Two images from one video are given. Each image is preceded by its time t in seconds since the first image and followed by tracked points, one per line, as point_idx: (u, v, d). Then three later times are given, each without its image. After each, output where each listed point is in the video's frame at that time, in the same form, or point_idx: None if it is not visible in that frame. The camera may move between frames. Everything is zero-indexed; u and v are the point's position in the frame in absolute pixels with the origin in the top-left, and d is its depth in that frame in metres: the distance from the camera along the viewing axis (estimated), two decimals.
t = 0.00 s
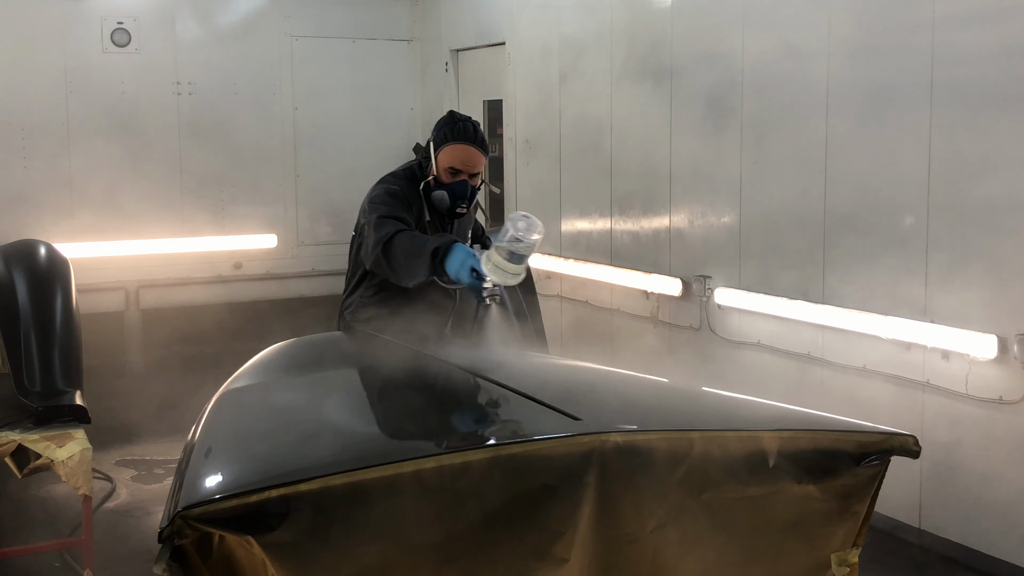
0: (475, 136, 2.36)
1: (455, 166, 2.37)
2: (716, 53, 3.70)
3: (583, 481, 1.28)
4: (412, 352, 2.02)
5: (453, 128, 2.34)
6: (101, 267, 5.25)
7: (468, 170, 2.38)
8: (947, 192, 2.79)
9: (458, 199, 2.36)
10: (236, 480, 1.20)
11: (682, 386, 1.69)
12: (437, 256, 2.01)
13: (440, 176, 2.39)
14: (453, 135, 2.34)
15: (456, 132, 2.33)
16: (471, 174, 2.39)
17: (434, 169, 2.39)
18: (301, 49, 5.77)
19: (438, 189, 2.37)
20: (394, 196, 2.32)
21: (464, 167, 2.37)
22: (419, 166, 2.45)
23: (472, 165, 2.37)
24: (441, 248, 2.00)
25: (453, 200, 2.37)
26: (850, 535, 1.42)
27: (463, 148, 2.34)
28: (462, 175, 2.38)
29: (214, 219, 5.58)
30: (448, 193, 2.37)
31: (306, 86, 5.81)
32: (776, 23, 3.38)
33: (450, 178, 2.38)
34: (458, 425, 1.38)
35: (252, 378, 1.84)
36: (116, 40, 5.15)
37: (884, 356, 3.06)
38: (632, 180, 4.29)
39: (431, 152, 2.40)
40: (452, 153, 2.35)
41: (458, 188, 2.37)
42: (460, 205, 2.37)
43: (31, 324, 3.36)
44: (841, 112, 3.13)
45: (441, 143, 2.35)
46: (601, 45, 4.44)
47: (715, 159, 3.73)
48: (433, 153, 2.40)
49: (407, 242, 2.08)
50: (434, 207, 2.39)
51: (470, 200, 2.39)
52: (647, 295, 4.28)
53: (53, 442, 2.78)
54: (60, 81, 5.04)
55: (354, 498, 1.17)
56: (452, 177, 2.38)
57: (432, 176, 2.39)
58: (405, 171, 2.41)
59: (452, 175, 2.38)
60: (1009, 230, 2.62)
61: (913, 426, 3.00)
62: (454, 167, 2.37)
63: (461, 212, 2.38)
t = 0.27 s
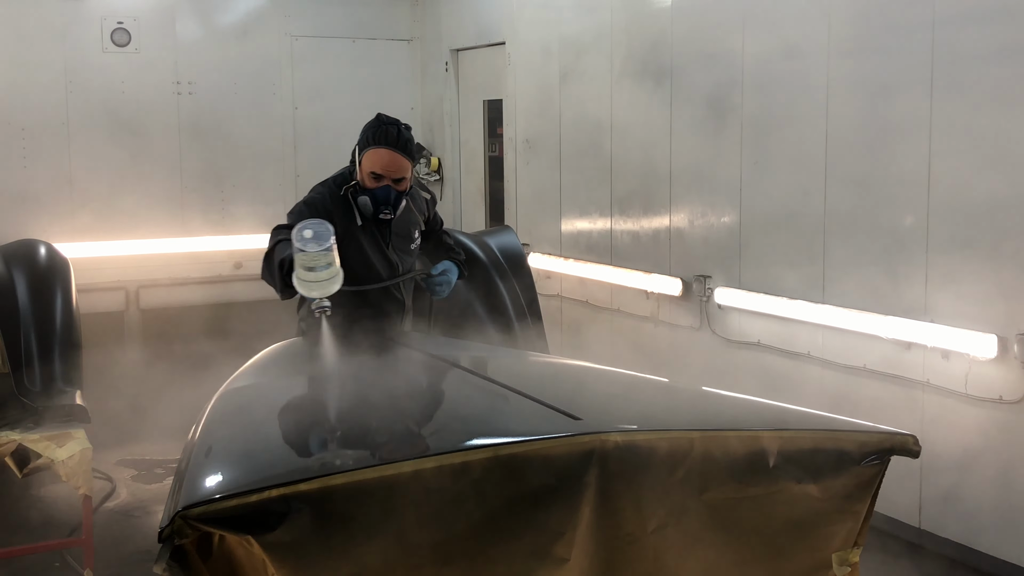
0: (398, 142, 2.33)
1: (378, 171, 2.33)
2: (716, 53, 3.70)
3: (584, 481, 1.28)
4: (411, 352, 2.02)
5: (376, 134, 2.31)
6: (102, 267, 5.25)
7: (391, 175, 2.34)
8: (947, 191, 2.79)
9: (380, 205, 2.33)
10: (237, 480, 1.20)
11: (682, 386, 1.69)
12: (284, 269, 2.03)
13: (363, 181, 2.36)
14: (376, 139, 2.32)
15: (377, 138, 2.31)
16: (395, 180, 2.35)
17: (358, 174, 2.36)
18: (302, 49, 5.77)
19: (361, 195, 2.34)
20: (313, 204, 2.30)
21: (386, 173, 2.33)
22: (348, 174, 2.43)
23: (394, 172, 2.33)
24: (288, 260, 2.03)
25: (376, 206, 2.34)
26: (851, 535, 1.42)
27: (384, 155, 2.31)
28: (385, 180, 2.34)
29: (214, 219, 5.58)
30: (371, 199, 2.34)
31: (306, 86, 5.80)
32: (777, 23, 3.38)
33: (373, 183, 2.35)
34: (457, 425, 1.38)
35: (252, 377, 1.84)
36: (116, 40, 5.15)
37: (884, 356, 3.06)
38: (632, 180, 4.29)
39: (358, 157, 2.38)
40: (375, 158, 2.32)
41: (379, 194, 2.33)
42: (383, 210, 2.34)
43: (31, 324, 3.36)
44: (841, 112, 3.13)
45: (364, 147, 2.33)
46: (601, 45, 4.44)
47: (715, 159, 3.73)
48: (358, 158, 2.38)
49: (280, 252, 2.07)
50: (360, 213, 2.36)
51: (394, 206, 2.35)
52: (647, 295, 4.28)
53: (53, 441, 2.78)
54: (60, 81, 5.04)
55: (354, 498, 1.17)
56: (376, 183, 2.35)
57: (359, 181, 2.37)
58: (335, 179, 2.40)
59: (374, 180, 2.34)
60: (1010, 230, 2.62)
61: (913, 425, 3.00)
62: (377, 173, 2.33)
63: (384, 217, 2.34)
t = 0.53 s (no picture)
0: (364, 143, 2.25)
1: (343, 173, 2.26)
2: (716, 52, 3.69)
3: (583, 481, 1.28)
4: (410, 351, 2.02)
5: (342, 135, 2.24)
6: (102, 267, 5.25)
7: (357, 178, 2.26)
8: (947, 191, 2.79)
9: (345, 208, 2.27)
10: (236, 480, 1.20)
11: (682, 386, 1.69)
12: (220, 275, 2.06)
13: (329, 183, 2.29)
14: (341, 141, 2.24)
15: (343, 139, 2.24)
16: (361, 182, 2.27)
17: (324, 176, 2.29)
18: (302, 49, 5.77)
19: (327, 197, 2.28)
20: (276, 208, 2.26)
21: (351, 176, 2.25)
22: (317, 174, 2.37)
23: (359, 174, 2.25)
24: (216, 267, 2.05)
25: (341, 208, 2.28)
26: (851, 535, 1.42)
27: (349, 156, 2.23)
28: (350, 183, 2.27)
29: (214, 219, 5.58)
30: (336, 202, 2.28)
31: (306, 86, 5.80)
32: (777, 22, 3.38)
33: (338, 186, 2.27)
34: (457, 425, 1.38)
35: (252, 376, 1.84)
36: (116, 39, 5.15)
37: (884, 356, 3.06)
38: (632, 180, 4.29)
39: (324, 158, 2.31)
40: (340, 160, 2.25)
41: (344, 197, 2.27)
42: (348, 214, 2.27)
43: (31, 324, 3.36)
44: (842, 112, 3.13)
45: (329, 148, 2.25)
46: (601, 45, 4.44)
47: (715, 159, 3.73)
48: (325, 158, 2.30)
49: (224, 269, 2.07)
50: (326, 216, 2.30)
51: (360, 208, 2.29)
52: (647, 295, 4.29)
53: (53, 441, 2.77)
54: (60, 80, 5.04)
55: (354, 498, 1.17)
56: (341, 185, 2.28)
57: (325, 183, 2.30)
58: (303, 181, 2.35)
59: (340, 183, 2.27)
60: (1010, 229, 2.62)
61: (913, 425, 3.00)
62: (342, 175, 2.26)
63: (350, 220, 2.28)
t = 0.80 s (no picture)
0: (399, 138, 2.36)
1: (378, 166, 2.37)
2: (716, 52, 3.69)
3: (583, 481, 1.28)
4: (409, 351, 2.02)
5: (376, 130, 2.35)
6: (101, 267, 5.25)
7: (392, 171, 2.37)
8: (946, 192, 2.79)
9: (380, 200, 2.37)
10: (237, 480, 1.20)
11: (682, 385, 1.69)
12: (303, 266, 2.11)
13: (364, 176, 2.39)
14: (377, 134, 2.35)
15: (376, 133, 2.34)
16: (396, 174, 2.38)
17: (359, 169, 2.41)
18: (301, 49, 5.77)
19: (360, 189, 2.38)
20: (310, 199, 2.36)
21: (386, 169, 2.36)
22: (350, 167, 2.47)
23: (395, 167, 2.36)
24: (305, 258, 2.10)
25: (375, 200, 2.38)
26: (850, 535, 1.43)
27: (383, 150, 2.35)
28: (384, 175, 2.38)
29: (214, 219, 5.58)
30: (371, 194, 2.38)
31: (306, 86, 5.81)
32: (777, 22, 3.38)
33: (373, 178, 2.39)
34: (458, 425, 1.38)
35: (253, 376, 1.84)
36: (116, 39, 5.15)
37: (884, 356, 3.06)
38: (632, 180, 4.29)
39: (359, 151, 2.42)
40: (376, 154, 2.36)
41: (379, 189, 2.37)
42: (383, 206, 2.38)
43: (31, 325, 3.36)
44: (841, 112, 3.13)
45: (366, 142, 2.36)
46: (600, 45, 4.44)
47: (715, 159, 3.73)
48: (359, 151, 2.41)
49: (286, 249, 2.17)
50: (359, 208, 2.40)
51: (394, 200, 2.39)
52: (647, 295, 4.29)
53: (53, 441, 2.78)
54: (60, 80, 5.04)
55: (354, 497, 1.17)
56: (376, 178, 2.39)
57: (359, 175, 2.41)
58: (335, 172, 2.45)
59: (374, 176, 2.38)
60: (1010, 229, 2.62)
61: (913, 425, 3.00)
62: (377, 168, 2.37)
63: (383, 213, 2.38)
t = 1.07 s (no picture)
0: (465, 137, 2.44)
1: (445, 164, 2.43)
2: (716, 53, 3.69)
3: (583, 481, 1.28)
4: (410, 351, 2.02)
5: (445, 128, 2.41)
6: (100, 267, 5.25)
7: (458, 169, 2.46)
8: (946, 192, 2.79)
9: (447, 195, 2.45)
10: (237, 480, 1.20)
11: (682, 386, 1.69)
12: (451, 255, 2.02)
13: (428, 173, 2.45)
14: (446, 134, 2.40)
15: (446, 132, 2.40)
16: (459, 172, 2.47)
17: (423, 165, 2.45)
18: (301, 49, 5.77)
19: (426, 184, 2.45)
20: (383, 190, 2.35)
21: (453, 166, 2.44)
22: (407, 163, 2.50)
23: (461, 165, 2.45)
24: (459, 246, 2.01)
25: (441, 196, 2.46)
26: (850, 534, 1.42)
27: (454, 149, 2.41)
28: (451, 173, 2.46)
29: (214, 219, 5.58)
30: (435, 189, 2.45)
31: (306, 86, 5.80)
32: (776, 22, 3.38)
33: (439, 175, 2.45)
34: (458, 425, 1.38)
35: (253, 376, 1.84)
36: (116, 39, 5.15)
37: (884, 356, 3.06)
38: (632, 180, 4.29)
39: (420, 148, 2.45)
40: (445, 152, 2.42)
41: (446, 185, 2.45)
42: (447, 202, 2.47)
43: (31, 324, 3.36)
44: (842, 112, 3.12)
45: (435, 141, 2.41)
46: (600, 45, 4.44)
47: (715, 159, 3.73)
48: (422, 148, 2.45)
49: (412, 241, 2.07)
50: (421, 203, 2.47)
51: (456, 196, 2.49)
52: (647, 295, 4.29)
53: (52, 441, 2.78)
54: (60, 80, 5.04)
55: (354, 497, 1.17)
56: (441, 175, 2.45)
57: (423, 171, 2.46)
58: (393, 167, 2.48)
59: (441, 173, 2.44)
60: (1011, 229, 2.62)
61: (913, 425, 3.00)
62: (444, 166, 2.44)
63: (449, 208, 2.48)
